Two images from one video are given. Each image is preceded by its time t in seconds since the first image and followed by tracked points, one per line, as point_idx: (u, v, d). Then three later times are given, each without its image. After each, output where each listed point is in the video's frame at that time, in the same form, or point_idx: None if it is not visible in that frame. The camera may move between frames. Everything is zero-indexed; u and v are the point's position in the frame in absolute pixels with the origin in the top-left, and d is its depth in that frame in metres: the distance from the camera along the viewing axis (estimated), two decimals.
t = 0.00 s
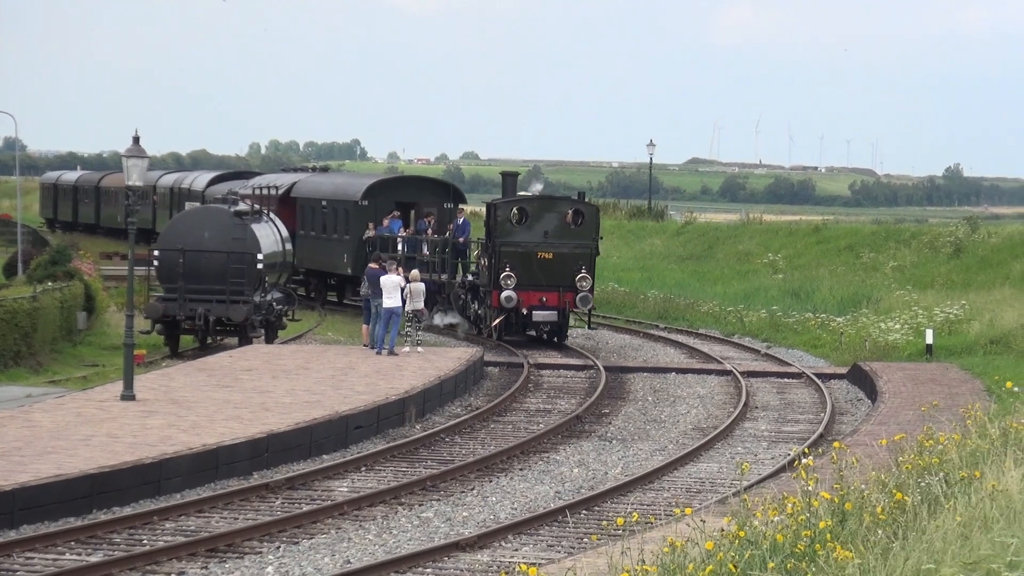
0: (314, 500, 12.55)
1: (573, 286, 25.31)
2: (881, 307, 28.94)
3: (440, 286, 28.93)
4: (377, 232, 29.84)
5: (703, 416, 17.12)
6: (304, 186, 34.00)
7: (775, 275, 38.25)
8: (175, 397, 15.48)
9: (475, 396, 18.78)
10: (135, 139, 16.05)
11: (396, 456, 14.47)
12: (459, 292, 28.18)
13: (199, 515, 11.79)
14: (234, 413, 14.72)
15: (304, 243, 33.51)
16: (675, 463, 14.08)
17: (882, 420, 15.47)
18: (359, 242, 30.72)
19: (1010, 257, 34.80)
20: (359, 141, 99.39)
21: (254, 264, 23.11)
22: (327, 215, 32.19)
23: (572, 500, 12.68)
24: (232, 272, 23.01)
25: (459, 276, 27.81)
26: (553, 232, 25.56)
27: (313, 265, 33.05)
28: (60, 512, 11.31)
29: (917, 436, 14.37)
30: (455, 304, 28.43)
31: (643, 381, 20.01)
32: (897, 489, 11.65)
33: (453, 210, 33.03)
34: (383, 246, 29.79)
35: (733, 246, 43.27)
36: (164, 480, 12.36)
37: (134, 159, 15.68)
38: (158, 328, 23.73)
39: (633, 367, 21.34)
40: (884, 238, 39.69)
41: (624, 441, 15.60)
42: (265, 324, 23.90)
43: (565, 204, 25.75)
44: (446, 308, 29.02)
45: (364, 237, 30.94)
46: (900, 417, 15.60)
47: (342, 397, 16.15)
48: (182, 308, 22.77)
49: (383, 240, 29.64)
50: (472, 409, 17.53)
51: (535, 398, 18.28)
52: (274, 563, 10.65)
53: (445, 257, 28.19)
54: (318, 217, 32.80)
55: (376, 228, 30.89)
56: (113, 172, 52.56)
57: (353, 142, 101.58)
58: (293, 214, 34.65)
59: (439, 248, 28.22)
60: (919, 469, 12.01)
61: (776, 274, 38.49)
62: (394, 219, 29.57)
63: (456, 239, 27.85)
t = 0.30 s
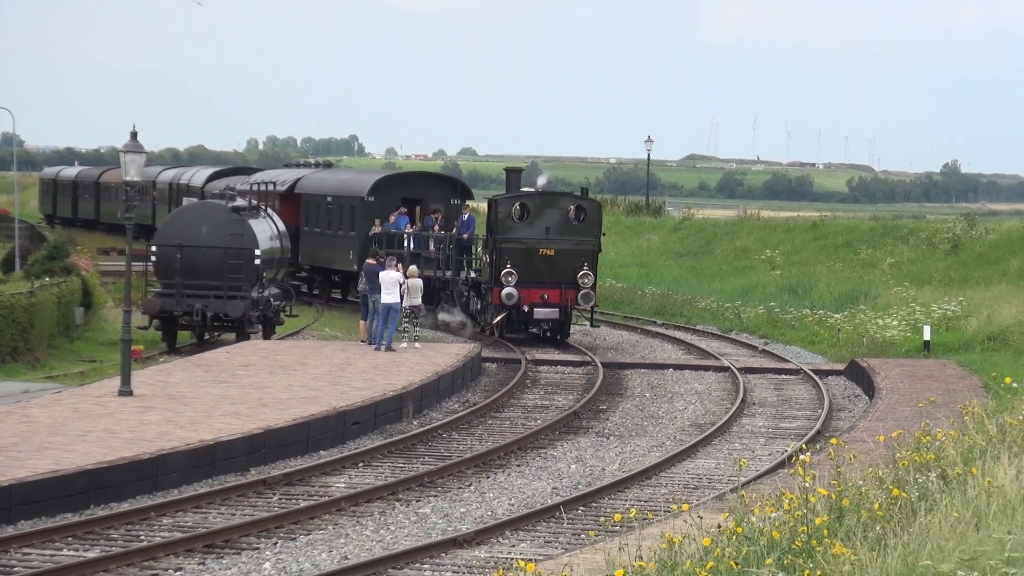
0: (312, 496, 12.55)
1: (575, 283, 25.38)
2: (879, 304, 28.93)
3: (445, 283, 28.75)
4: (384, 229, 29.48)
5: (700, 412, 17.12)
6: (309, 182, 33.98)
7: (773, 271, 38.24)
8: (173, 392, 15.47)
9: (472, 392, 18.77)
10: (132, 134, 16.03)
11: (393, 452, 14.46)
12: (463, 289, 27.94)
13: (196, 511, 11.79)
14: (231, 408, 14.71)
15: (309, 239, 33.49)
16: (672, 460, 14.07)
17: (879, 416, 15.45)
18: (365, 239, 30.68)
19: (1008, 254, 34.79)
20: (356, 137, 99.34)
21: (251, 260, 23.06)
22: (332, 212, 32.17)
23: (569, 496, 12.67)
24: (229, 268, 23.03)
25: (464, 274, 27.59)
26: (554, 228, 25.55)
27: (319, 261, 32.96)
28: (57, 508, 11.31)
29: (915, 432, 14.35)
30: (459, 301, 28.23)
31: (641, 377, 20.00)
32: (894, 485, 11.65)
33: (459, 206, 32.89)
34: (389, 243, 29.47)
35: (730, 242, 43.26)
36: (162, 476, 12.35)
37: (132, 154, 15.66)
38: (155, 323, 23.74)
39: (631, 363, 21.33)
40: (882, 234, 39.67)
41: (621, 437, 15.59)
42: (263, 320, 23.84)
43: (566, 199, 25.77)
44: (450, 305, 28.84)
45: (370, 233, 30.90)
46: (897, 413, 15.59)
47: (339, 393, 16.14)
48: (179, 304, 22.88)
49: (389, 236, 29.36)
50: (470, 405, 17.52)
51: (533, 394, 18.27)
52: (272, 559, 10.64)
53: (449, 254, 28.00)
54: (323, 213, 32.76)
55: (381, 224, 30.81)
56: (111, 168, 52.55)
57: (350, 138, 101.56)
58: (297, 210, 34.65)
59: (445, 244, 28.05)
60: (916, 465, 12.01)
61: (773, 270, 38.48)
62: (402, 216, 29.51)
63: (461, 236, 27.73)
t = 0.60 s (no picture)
0: (310, 494, 12.56)
1: (576, 283, 25.32)
2: (877, 302, 28.93)
3: (450, 283, 28.49)
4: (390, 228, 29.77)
5: (698, 410, 17.13)
6: (314, 181, 33.92)
7: (770, 270, 38.28)
8: (170, 391, 15.47)
9: (470, 390, 18.78)
10: (130, 133, 16.03)
11: (391, 451, 14.47)
12: (467, 289, 27.62)
13: (194, 509, 11.80)
14: (229, 407, 14.72)
15: (314, 239, 33.42)
16: (670, 458, 14.08)
17: (877, 414, 15.43)
18: (371, 238, 30.56)
19: (1005, 252, 34.83)
20: (354, 135, 99.39)
21: (248, 258, 23.11)
22: (338, 211, 32.09)
23: (567, 494, 12.68)
24: (228, 266, 23.05)
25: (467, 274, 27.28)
26: (555, 227, 25.52)
27: (324, 260, 32.90)
28: (55, 506, 11.31)
29: (912, 431, 14.36)
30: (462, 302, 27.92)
31: (639, 375, 20.01)
32: (892, 483, 11.67)
33: (467, 205, 32.61)
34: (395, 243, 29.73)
35: (728, 241, 43.29)
36: (160, 475, 12.36)
37: (129, 154, 15.66)
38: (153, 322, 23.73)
39: (629, 362, 21.34)
40: (880, 233, 39.70)
41: (619, 435, 15.60)
42: (260, 318, 23.90)
43: (568, 198, 25.73)
44: (457, 305, 28.61)
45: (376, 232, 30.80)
46: (895, 411, 15.58)
47: (337, 391, 16.14)
48: (177, 302, 22.87)
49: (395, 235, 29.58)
50: (468, 404, 17.53)
51: (530, 392, 18.29)
52: (269, 557, 10.65)
53: (454, 254, 27.71)
54: (328, 212, 32.69)
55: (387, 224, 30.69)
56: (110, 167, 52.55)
57: (347, 136, 101.60)
58: (303, 209, 34.58)
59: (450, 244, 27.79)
60: (914, 463, 12.02)
61: (771, 269, 38.51)
62: (409, 215, 29.53)
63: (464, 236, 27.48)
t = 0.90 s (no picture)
0: (312, 490, 12.56)
1: (582, 279, 25.10)
2: (878, 297, 28.93)
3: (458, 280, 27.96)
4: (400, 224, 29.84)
5: (700, 405, 17.14)
6: (324, 176, 33.87)
7: (772, 265, 38.27)
8: (172, 386, 15.48)
9: (472, 386, 18.78)
10: (133, 128, 15.99)
11: (393, 446, 14.47)
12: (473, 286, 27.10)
13: (196, 505, 11.80)
14: (231, 402, 14.72)
15: (323, 234, 33.35)
16: (672, 453, 14.08)
17: (880, 409, 15.41)
18: (382, 233, 30.50)
19: (1007, 246, 34.82)
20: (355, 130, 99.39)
21: (250, 253, 23.09)
22: (347, 206, 32.03)
23: (569, 490, 12.69)
24: (229, 262, 23.03)
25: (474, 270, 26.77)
26: (561, 222, 25.25)
27: (332, 256, 32.81)
28: (57, 502, 11.31)
29: (915, 425, 14.36)
30: (468, 299, 27.41)
31: (641, 370, 20.03)
32: (894, 478, 11.69)
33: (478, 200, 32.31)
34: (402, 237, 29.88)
35: (730, 236, 43.28)
36: (161, 470, 12.36)
37: (132, 149, 15.63)
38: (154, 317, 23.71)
39: (631, 357, 21.35)
40: (881, 227, 39.69)
41: (621, 431, 15.59)
42: (262, 313, 23.90)
43: (574, 193, 25.40)
44: (464, 302, 28.12)
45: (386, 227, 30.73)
46: (898, 406, 15.56)
47: (339, 386, 16.15)
48: (179, 297, 22.79)
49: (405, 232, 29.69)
50: (470, 399, 17.54)
51: (533, 388, 18.28)
52: (272, 553, 10.65)
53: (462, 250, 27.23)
54: (338, 207, 32.62)
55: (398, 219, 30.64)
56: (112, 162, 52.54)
57: (348, 131, 101.60)
58: (311, 205, 34.53)
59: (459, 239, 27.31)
60: (916, 457, 12.02)
61: (772, 264, 38.51)
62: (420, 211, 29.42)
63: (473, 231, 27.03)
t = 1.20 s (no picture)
0: (312, 492, 12.56)
1: (585, 283, 24.91)
2: (878, 299, 28.91)
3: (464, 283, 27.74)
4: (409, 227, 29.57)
5: (700, 407, 17.12)
6: (333, 179, 33.74)
7: (772, 267, 38.25)
8: (173, 388, 15.46)
9: (472, 388, 18.77)
10: (132, 130, 15.94)
11: (393, 448, 14.46)
12: (479, 288, 26.86)
13: (196, 507, 11.80)
14: (231, 404, 14.71)
15: (331, 237, 33.19)
16: (672, 455, 14.07)
17: (879, 412, 15.37)
18: (390, 235, 30.33)
19: (1007, 248, 34.81)
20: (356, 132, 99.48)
21: (251, 256, 23.08)
22: (355, 209, 31.88)
23: (569, 492, 12.69)
24: (229, 264, 23.03)
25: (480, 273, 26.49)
26: (564, 225, 25.08)
27: (341, 258, 32.56)
28: (58, 504, 11.31)
29: (915, 428, 14.32)
30: (474, 301, 27.30)
31: (641, 372, 20.01)
32: (894, 481, 11.70)
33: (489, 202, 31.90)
34: (412, 241, 29.48)
35: (730, 238, 43.26)
36: (162, 472, 12.36)
37: (132, 151, 15.58)
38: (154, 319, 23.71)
39: (631, 359, 21.33)
40: (881, 230, 39.66)
41: (621, 432, 15.61)
42: (262, 315, 23.93)
43: (577, 195, 25.31)
44: (469, 306, 27.94)
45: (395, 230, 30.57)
46: (898, 408, 15.53)
47: (339, 389, 16.13)
48: (179, 300, 22.81)
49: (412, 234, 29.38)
50: (470, 401, 17.53)
51: (532, 390, 18.26)
52: (272, 555, 10.65)
53: (468, 253, 26.92)
54: (346, 210, 32.47)
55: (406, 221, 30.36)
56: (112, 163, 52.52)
57: (349, 133, 101.68)
58: (319, 208, 34.40)
59: (465, 242, 26.91)
60: (915, 460, 12.03)
61: (772, 265, 38.49)
62: (428, 213, 28.93)
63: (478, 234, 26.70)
